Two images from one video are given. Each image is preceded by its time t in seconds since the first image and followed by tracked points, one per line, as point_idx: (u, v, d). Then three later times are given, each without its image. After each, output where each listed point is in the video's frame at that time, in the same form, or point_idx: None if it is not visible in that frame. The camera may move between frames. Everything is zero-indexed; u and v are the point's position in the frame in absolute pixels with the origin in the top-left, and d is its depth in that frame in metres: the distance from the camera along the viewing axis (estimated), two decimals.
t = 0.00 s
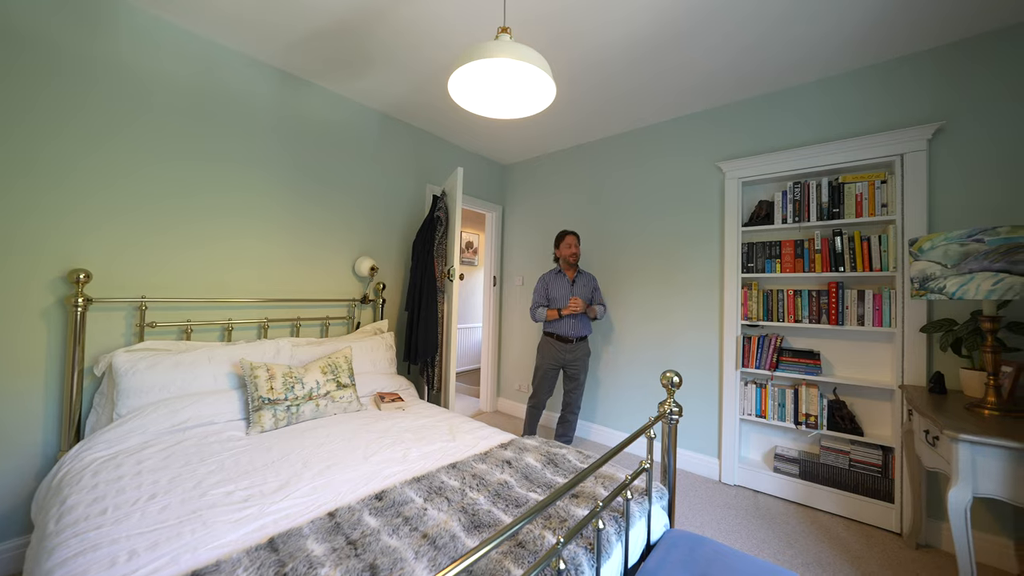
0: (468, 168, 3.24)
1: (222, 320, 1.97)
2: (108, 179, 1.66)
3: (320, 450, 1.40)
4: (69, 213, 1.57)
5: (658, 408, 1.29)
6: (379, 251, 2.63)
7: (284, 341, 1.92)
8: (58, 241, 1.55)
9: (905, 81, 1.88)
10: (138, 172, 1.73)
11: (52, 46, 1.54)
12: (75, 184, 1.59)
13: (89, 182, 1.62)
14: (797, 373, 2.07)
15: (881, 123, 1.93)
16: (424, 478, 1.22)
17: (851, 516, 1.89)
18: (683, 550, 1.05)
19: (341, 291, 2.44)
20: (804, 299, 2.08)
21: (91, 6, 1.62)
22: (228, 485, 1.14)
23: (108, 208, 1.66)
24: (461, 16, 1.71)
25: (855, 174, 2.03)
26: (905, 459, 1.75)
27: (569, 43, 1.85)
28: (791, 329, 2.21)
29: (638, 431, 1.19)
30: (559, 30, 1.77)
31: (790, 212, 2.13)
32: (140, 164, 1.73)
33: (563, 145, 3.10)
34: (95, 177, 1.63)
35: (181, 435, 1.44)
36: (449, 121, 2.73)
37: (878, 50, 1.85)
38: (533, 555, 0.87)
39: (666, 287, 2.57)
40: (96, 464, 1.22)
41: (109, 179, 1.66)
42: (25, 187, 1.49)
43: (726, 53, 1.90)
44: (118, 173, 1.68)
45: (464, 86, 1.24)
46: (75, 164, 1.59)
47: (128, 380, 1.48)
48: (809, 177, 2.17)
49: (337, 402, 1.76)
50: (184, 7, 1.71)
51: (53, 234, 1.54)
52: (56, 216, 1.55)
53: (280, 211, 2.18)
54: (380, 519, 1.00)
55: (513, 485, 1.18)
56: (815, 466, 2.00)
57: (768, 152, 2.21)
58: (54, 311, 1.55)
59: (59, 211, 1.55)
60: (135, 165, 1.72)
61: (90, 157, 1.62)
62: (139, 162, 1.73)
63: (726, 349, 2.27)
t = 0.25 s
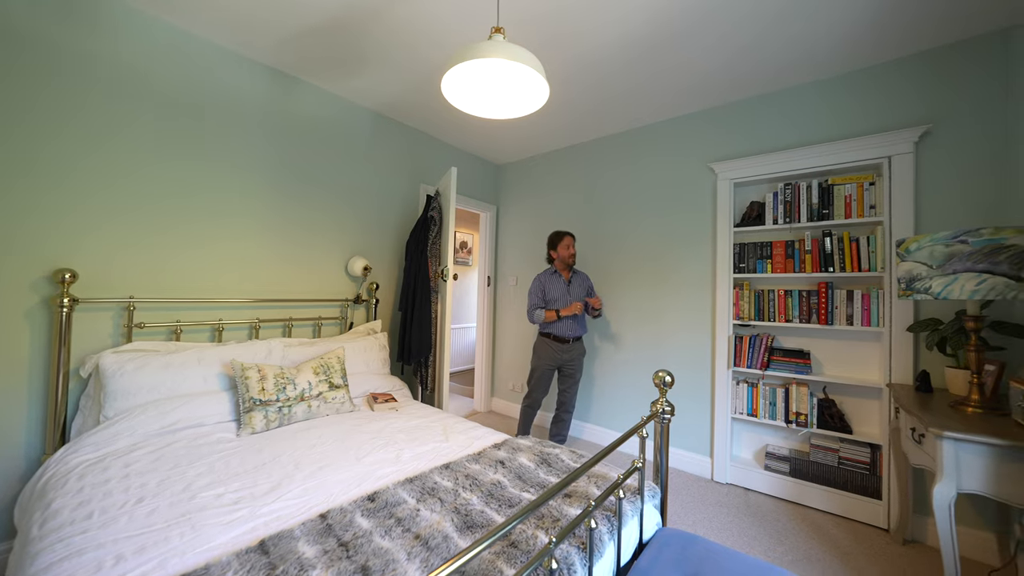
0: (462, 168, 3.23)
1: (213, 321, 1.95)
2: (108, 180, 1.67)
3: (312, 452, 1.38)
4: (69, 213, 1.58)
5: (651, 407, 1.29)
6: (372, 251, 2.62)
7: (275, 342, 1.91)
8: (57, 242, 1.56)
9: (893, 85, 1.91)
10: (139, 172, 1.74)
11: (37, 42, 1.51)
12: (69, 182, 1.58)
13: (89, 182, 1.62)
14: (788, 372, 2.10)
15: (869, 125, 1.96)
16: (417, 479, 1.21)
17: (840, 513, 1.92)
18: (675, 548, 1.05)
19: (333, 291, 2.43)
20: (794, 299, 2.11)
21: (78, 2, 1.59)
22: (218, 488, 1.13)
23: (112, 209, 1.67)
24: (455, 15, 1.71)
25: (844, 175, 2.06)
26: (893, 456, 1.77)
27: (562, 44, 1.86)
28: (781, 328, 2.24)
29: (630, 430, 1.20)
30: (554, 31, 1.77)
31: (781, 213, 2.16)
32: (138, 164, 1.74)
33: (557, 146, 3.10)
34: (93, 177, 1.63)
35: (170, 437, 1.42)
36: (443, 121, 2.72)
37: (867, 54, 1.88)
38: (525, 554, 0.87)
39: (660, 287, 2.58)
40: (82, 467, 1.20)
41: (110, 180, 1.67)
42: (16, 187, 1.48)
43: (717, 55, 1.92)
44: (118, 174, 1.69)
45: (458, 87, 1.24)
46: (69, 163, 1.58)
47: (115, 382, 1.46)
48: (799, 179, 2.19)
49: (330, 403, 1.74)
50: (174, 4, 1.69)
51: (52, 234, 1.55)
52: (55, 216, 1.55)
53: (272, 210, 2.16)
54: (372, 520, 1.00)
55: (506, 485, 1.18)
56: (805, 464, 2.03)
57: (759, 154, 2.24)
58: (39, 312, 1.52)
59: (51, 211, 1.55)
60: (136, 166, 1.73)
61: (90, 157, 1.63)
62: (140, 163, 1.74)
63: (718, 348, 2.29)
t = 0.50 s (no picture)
0: (456, 168, 3.23)
1: (203, 321, 1.92)
2: (110, 180, 1.67)
3: (304, 453, 1.37)
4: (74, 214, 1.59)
5: (643, 407, 1.30)
6: (365, 250, 2.60)
7: (267, 342, 1.89)
8: (66, 243, 1.58)
9: (881, 88, 1.94)
10: (141, 173, 1.75)
11: (21, 37, 1.48)
12: (71, 183, 1.59)
13: (92, 184, 1.63)
14: (778, 371, 2.12)
15: (857, 127, 1.99)
16: (410, 480, 1.21)
17: (829, 510, 1.95)
18: (667, 546, 1.06)
19: (326, 291, 2.41)
20: (785, 299, 2.13)
21: None
22: (207, 490, 1.12)
23: (118, 210, 1.69)
24: (448, 14, 1.70)
25: (833, 177, 2.09)
26: (880, 453, 1.81)
27: (556, 44, 1.86)
28: (772, 328, 2.26)
29: (622, 429, 1.20)
30: (548, 32, 1.78)
31: (772, 214, 2.18)
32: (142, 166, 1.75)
33: (551, 146, 3.11)
34: (90, 176, 1.63)
35: (158, 439, 1.40)
36: (437, 120, 2.71)
37: (855, 58, 1.91)
38: (518, 554, 0.87)
39: (653, 287, 2.60)
40: (67, 471, 1.18)
41: (113, 181, 1.68)
42: (17, 187, 1.48)
43: (709, 57, 1.94)
44: (120, 175, 1.70)
45: (451, 86, 1.24)
46: (64, 163, 1.57)
47: (101, 383, 1.43)
48: (789, 180, 2.22)
49: (322, 404, 1.73)
50: None
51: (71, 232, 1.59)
52: (61, 216, 1.57)
53: (263, 209, 2.14)
54: (364, 521, 0.99)
55: (499, 485, 1.18)
56: (795, 462, 2.05)
57: (750, 155, 2.26)
58: (22, 312, 1.49)
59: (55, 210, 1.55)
60: (137, 167, 1.74)
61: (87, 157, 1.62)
62: (143, 164, 1.75)
63: (710, 348, 2.31)
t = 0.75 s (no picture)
0: (450, 167, 3.22)
1: (192, 321, 1.90)
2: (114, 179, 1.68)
3: (296, 454, 1.36)
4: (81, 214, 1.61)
5: (635, 406, 1.31)
6: (358, 250, 2.59)
7: (258, 343, 1.87)
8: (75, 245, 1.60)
9: (869, 91, 1.97)
10: (141, 174, 1.75)
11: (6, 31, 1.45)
12: (69, 183, 1.58)
13: (92, 184, 1.63)
14: (769, 370, 2.15)
15: (847, 130, 2.02)
16: (402, 480, 1.20)
17: (818, 507, 1.98)
18: (659, 544, 1.07)
19: (318, 291, 2.39)
20: (776, 299, 2.16)
21: None
22: (196, 492, 1.10)
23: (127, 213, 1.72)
24: (442, 13, 1.70)
25: (823, 178, 2.12)
26: (868, 450, 1.83)
27: (550, 44, 1.87)
28: (762, 327, 2.29)
29: (615, 429, 1.21)
30: (543, 32, 1.78)
31: (763, 215, 2.20)
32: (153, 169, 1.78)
33: (544, 146, 3.11)
34: (89, 175, 1.63)
35: (146, 441, 1.38)
36: (430, 119, 2.70)
37: (844, 61, 1.94)
38: (510, 554, 0.87)
39: (646, 287, 2.61)
40: (52, 474, 1.16)
41: (113, 181, 1.68)
42: (15, 187, 1.47)
43: (702, 59, 1.95)
44: (119, 175, 1.69)
45: (443, 85, 1.23)
46: (68, 164, 1.58)
47: (86, 385, 1.40)
48: (780, 181, 2.25)
49: (314, 405, 1.72)
50: None
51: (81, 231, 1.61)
52: (47, 214, 1.54)
53: (255, 208, 2.11)
54: (356, 522, 0.99)
55: (492, 485, 1.18)
56: (785, 460, 2.08)
57: (742, 157, 2.28)
58: (6, 313, 1.46)
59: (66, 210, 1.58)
60: (136, 166, 1.74)
61: (75, 155, 1.59)
62: (132, 162, 1.73)
63: (702, 347, 2.33)
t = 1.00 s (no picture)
0: (444, 167, 3.21)
1: (182, 322, 1.87)
2: (108, 179, 1.67)
3: (287, 455, 1.35)
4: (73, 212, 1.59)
5: (628, 405, 1.31)
6: (351, 249, 2.57)
7: (249, 343, 1.85)
8: (72, 244, 1.60)
9: (858, 94, 2.00)
10: (140, 174, 1.75)
11: None
12: (54, 180, 1.55)
13: (74, 181, 1.60)
14: (760, 369, 2.17)
15: (836, 132, 2.05)
16: (395, 481, 1.20)
17: (809, 504, 2.00)
18: (651, 543, 1.08)
19: (311, 291, 2.38)
20: (767, 299, 2.18)
21: None
22: (186, 495, 1.09)
23: (121, 211, 1.71)
24: (436, 12, 1.69)
25: (813, 180, 2.15)
26: (857, 448, 1.86)
27: (544, 44, 1.87)
28: (754, 327, 2.31)
29: (608, 428, 1.21)
30: (538, 33, 1.78)
31: (755, 216, 2.22)
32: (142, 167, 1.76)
33: (538, 146, 3.12)
34: (86, 176, 1.63)
35: (135, 443, 1.36)
36: (423, 119, 2.69)
37: (834, 64, 1.97)
38: (503, 554, 0.87)
39: (639, 287, 2.63)
40: (37, 477, 1.14)
41: (110, 182, 1.68)
42: (16, 187, 1.48)
43: (695, 60, 1.97)
44: (118, 176, 1.70)
45: (436, 84, 1.23)
46: (68, 165, 1.58)
47: (72, 387, 1.38)
48: (771, 182, 2.27)
49: (306, 406, 1.71)
50: None
51: (76, 231, 1.60)
52: (34, 213, 1.51)
53: (247, 207, 2.10)
54: (349, 523, 0.98)
55: (486, 485, 1.18)
56: (776, 458, 2.11)
57: (734, 158, 2.30)
58: None
59: (64, 212, 1.58)
60: (133, 166, 1.73)
61: (62, 153, 1.57)
62: (122, 160, 1.71)
63: (695, 346, 2.34)
